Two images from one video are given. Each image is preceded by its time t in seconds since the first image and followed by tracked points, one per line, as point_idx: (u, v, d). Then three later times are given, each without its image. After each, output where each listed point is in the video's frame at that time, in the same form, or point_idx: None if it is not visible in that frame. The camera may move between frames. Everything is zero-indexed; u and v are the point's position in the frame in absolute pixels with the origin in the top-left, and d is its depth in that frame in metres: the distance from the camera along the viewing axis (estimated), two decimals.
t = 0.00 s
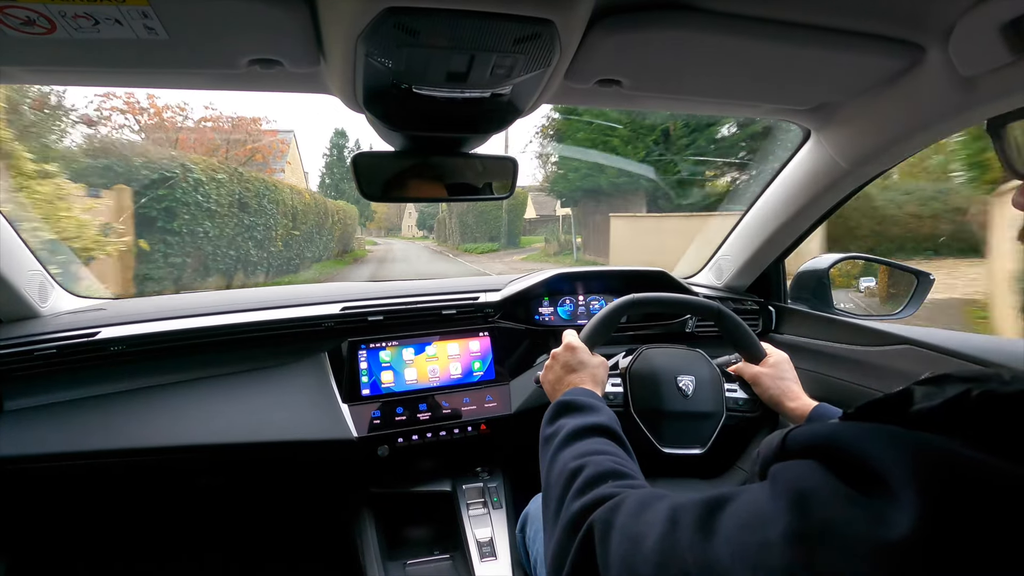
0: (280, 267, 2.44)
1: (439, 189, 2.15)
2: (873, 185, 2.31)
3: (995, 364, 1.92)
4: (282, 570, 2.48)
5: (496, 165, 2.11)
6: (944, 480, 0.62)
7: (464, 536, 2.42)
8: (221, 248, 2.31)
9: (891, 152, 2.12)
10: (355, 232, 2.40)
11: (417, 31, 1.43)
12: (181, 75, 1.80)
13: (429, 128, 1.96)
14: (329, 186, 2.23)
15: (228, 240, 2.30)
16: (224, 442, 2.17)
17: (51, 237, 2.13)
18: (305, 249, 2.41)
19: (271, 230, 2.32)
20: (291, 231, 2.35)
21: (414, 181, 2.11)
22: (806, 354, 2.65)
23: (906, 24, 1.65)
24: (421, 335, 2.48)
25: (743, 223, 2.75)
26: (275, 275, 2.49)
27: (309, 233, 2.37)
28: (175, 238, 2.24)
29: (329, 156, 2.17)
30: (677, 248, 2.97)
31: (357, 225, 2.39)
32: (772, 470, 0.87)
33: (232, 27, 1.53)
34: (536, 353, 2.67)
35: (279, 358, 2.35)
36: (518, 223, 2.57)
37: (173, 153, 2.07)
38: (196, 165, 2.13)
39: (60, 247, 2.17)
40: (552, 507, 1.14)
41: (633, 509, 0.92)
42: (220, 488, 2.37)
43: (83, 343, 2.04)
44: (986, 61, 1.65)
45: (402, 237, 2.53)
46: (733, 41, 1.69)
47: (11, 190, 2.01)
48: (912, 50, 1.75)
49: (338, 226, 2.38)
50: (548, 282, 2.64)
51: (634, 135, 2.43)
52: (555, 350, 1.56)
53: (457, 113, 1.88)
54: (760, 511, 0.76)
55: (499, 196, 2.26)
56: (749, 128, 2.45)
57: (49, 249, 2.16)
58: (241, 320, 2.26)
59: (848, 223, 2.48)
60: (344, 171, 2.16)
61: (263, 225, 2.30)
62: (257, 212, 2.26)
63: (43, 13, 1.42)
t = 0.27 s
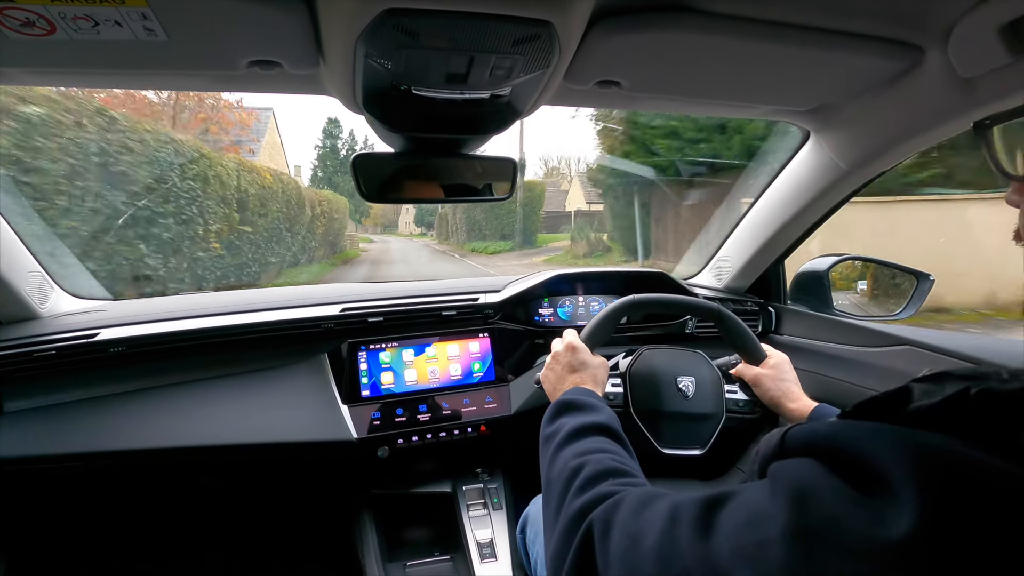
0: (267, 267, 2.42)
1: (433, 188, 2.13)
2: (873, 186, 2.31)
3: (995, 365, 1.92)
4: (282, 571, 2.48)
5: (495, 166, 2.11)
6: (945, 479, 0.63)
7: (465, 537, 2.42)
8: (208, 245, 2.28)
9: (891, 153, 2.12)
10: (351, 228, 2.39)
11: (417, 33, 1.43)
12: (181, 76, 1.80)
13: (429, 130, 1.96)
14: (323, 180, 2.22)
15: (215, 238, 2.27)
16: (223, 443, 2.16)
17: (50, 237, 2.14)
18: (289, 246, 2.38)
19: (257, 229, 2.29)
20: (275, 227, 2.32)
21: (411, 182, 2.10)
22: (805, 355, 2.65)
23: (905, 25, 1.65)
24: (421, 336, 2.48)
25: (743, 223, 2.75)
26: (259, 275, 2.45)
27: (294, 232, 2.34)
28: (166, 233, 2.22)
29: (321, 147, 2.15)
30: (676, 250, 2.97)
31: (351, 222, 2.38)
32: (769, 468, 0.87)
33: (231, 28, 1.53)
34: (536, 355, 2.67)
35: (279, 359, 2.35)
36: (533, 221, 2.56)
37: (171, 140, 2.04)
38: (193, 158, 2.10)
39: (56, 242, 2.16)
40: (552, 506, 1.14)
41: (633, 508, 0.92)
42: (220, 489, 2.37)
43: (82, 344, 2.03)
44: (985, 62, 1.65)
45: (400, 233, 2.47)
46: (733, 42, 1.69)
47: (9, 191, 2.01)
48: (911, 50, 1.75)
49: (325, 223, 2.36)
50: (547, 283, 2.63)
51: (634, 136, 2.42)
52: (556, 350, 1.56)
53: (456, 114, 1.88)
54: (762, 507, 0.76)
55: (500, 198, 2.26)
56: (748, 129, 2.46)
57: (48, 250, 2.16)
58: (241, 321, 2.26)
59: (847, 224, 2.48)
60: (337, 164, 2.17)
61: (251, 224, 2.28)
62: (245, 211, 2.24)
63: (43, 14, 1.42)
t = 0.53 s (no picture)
0: (264, 265, 2.41)
1: (431, 189, 2.13)
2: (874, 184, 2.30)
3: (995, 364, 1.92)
4: (282, 571, 2.48)
5: (495, 165, 2.11)
6: (942, 479, 0.63)
7: (466, 536, 2.42)
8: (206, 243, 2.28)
9: (891, 151, 2.12)
10: (348, 228, 2.38)
11: (417, 33, 1.43)
12: (180, 76, 1.80)
13: (429, 129, 1.96)
14: (314, 175, 2.21)
15: (212, 236, 2.26)
16: (224, 443, 2.17)
17: (50, 237, 2.14)
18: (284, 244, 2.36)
19: (251, 227, 2.27)
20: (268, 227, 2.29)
21: (408, 182, 2.10)
22: (806, 354, 2.64)
23: (905, 24, 1.65)
24: (422, 335, 2.48)
25: (743, 222, 2.75)
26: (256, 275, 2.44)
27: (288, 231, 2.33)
28: (159, 231, 2.20)
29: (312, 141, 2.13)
30: (677, 249, 2.97)
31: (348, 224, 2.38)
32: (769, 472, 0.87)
33: (230, 28, 1.53)
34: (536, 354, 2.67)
35: (280, 359, 2.36)
36: (554, 220, 2.54)
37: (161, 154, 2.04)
38: (185, 164, 2.09)
39: (57, 244, 2.17)
40: (552, 513, 1.14)
41: (631, 515, 0.92)
42: (221, 489, 2.38)
43: (83, 345, 2.04)
44: (986, 61, 1.65)
45: (396, 233, 2.49)
46: (733, 41, 1.69)
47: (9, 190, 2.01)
48: (912, 49, 1.75)
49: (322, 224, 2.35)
50: (548, 282, 2.63)
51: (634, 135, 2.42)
52: (555, 355, 1.56)
53: (456, 113, 1.88)
54: (755, 514, 0.77)
55: (499, 198, 2.26)
56: (747, 129, 2.46)
57: (48, 250, 2.17)
58: (242, 321, 2.26)
59: (847, 223, 2.48)
60: (329, 158, 2.15)
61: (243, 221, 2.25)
62: (236, 209, 2.21)
63: (43, 15, 1.42)
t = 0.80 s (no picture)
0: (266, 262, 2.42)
1: (431, 188, 2.13)
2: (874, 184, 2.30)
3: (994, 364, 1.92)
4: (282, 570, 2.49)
5: (495, 165, 2.11)
6: (936, 485, 0.65)
7: (465, 535, 2.42)
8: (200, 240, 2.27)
9: (891, 151, 2.12)
10: (344, 229, 2.39)
11: (418, 32, 1.43)
12: (180, 75, 1.80)
13: (429, 129, 1.96)
14: (309, 173, 2.20)
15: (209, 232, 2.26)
16: (224, 442, 2.16)
17: (50, 235, 2.14)
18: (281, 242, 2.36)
19: (248, 222, 2.27)
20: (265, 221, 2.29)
21: (405, 181, 2.09)
22: (805, 354, 2.64)
23: (905, 25, 1.65)
24: (422, 334, 2.48)
25: (744, 221, 2.75)
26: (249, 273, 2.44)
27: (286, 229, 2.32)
28: (157, 231, 2.21)
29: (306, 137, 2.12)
30: (677, 248, 2.96)
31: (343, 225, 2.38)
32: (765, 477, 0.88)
33: (230, 27, 1.53)
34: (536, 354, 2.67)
35: (280, 359, 2.37)
36: (580, 216, 2.53)
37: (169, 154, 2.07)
38: (185, 164, 2.09)
39: (59, 243, 2.18)
40: (552, 521, 1.15)
41: (629, 527, 0.93)
42: (220, 488, 2.38)
43: (84, 343, 2.03)
44: (986, 62, 1.66)
45: (394, 234, 2.49)
46: (733, 43, 1.70)
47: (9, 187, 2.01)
48: (912, 49, 1.75)
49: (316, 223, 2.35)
50: (548, 282, 2.63)
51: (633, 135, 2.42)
52: (553, 361, 1.57)
53: (456, 112, 1.88)
54: (748, 526, 0.79)
55: (499, 197, 2.26)
56: (747, 129, 2.46)
57: (48, 248, 2.17)
58: (241, 320, 2.26)
59: (847, 223, 2.48)
60: (322, 156, 2.13)
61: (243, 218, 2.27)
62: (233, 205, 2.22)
63: (43, 13, 1.42)
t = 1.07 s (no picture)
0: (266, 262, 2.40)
1: (431, 189, 2.13)
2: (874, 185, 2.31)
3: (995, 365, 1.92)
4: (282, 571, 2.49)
5: (495, 165, 2.11)
6: (934, 485, 0.65)
7: (465, 536, 2.42)
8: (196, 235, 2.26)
9: (891, 152, 2.12)
10: (340, 229, 2.41)
11: (418, 33, 1.43)
12: (181, 75, 1.80)
13: (430, 129, 1.96)
14: (299, 167, 2.22)
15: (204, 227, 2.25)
16: (224, 442, 2.17)
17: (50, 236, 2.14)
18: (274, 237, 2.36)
19: (244, 219, 2.27)
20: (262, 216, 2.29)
21: (405, 181, 2.10)
22: (804, 355, 2.64)
23: (905, 25, 1.65)
24: (422, 335, 2.48)
25: (744, 222, 2.75)
26: (247, 271, 2.44)
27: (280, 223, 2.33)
28: (157, 229, 2.20)
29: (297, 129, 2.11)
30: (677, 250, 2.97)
31: (339, 224, 2.40)
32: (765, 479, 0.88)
33: (231, 27, 1.53)
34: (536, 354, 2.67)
35: (279, 359, 2.35)
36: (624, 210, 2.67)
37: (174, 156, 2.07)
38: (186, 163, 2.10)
39: (60, 244, 2.17)
40: (551, 525, 1.15)
41: (628, 531, 0.93)
42: (220, 488, 2.38)
43: (83, 344, 2.04)
44: (985, 62, 1.65)
45: (393, 236, 2.53)
46: (733, 43, 1.70)
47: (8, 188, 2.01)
48: (912, 50, 1.75)
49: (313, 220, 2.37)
50: (548, 283, 2.63)
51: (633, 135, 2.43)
52: (552, 363, 1.56)
53: (457, 113, 1.88)
54: (748, 528, 0.79)
55: (499, 198, 2.26)
56: (747, 130, 2.47)
57: (48, 249, 2.17)
58: (241, 321, 2.26)
59: (846, 223, 2.48)
60: (316, 150, 2.19)
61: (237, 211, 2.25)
62: (229, 199, 2.20)
63: (44, 14, 1.42)
